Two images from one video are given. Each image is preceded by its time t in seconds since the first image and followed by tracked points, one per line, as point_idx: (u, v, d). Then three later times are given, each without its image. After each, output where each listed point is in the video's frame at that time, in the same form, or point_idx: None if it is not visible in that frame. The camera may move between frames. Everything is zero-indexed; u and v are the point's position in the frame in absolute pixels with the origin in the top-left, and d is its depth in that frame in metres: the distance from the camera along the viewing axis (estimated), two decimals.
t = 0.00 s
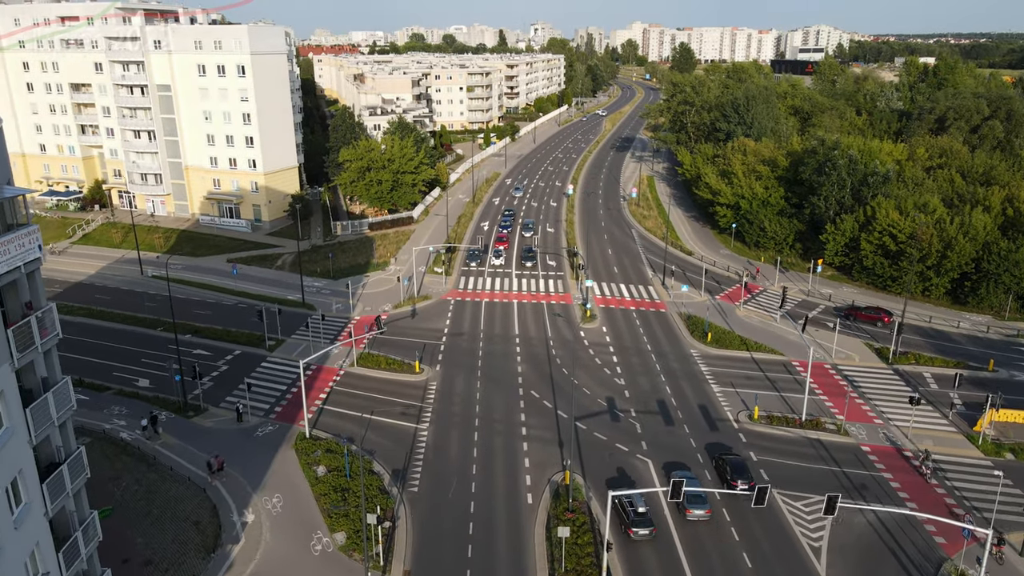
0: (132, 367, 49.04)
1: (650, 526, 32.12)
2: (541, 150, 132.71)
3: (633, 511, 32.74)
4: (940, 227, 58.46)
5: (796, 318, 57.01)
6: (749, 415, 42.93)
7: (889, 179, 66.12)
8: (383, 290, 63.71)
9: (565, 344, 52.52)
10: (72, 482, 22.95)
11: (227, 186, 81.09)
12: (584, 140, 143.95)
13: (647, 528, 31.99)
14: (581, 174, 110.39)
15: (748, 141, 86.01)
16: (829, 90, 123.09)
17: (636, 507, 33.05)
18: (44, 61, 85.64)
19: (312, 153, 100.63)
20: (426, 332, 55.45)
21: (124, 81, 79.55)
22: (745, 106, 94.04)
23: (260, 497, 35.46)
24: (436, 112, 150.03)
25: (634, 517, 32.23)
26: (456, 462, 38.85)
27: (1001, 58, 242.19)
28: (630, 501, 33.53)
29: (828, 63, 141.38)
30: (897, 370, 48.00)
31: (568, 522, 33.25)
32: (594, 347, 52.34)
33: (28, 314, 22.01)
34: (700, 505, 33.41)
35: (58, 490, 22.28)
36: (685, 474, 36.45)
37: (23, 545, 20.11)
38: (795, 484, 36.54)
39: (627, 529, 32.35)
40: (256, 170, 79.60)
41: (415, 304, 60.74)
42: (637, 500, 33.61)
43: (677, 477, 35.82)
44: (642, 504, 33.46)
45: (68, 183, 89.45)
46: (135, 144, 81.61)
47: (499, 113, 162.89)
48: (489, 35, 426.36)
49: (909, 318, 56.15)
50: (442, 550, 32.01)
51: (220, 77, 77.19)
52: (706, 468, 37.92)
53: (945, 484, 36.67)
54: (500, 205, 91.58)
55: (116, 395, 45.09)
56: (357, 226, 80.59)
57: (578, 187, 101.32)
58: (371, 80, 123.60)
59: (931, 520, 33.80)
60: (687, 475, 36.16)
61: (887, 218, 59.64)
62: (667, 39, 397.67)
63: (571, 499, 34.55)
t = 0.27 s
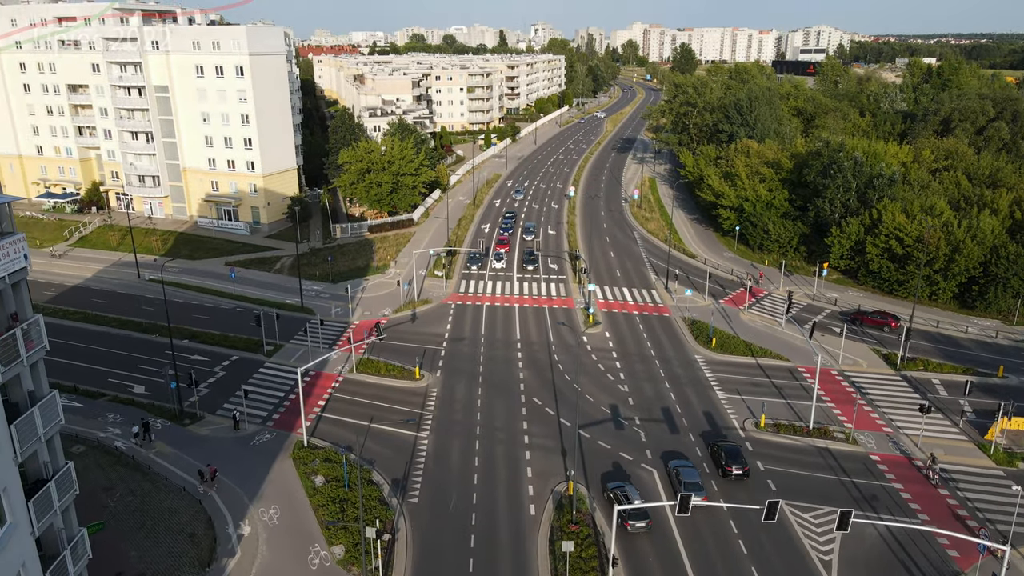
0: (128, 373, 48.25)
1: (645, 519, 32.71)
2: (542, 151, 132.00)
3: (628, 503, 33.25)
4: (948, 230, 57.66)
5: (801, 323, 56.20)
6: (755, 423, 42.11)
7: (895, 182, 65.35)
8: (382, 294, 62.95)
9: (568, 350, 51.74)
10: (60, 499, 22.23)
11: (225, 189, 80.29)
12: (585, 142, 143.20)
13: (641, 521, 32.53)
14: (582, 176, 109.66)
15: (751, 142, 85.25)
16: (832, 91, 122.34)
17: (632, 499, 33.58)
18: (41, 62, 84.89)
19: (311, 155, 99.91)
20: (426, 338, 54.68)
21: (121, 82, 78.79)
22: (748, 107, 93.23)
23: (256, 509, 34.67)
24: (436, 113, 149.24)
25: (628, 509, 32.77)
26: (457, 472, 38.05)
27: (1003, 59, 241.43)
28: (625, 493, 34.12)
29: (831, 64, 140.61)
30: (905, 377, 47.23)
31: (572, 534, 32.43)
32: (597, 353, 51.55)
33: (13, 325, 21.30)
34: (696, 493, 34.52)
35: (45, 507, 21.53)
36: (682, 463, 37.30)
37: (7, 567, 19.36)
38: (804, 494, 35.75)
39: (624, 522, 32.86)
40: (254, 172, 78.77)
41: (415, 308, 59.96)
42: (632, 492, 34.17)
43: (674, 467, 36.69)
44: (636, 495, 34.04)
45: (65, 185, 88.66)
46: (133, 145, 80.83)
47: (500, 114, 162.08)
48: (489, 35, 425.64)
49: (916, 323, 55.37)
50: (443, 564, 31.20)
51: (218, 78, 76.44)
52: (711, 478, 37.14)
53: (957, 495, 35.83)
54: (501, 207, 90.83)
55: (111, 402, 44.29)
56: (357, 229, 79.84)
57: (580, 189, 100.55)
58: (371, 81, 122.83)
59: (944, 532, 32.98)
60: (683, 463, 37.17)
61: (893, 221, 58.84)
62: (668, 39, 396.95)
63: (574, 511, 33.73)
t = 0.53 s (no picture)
0: (123, 379, 47.43)
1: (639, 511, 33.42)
2: (543, 152, 131.22)
3: (622, 498, 33.80)
4: (956, 233, 56.80)
5: (807, 327, 55.39)
6: (762, 431, 41.27)
7: (901, 184, 64.50)
8: (382, 298, 62.14)
9: (570, 356, 50.93)
10: (46, 517, 21.45)
11: (223, 190, 79.44)
12: (586, 142, 142.37)
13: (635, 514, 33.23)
14: (583, 177, 108.88)
15: (754, 144, 84.43)
16: (834, 92, 121.53)
17: (626, 492, 34.11)
18: (37, 62, 84.11)
19: (310, 156, 99.11)
20: (426, 343, 53.87)
21: (118, 83, 78.01)
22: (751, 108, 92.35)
23: (252, 521, 33.87)
24: (436, 114, 148.38)
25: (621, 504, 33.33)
26: (458, 482, 37.24)
27: (1005, 60, 240.62)
28: (618, 486, 34.67)
29: (833, 64, 139.80)
30: (914, 383, 46.43)
31: (575, 548, 31.61)
32: (600, 358, 50.74)
33: None
34: (692, 479, 35.66)
35: (31, 527, 20.74)
36: (679, 450, 38.13)
37: None
38: (813, 505, 34.95)
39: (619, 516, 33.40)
40: (252, 174, 77.88)
41: (415, 312, 59.16)
42: (625, 485, 34.70)
43: (672, 455, 37.54)
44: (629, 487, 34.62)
45: (61, 186, 87.83)
46: (130, 147, 80.02)
47: (500, 115, 161.24)
48: (489, 35, 424.86)
49: (924, 327, 54.57)
50: None
51: (216, 79, 75.63)
52: (718, 488, 36.36)
53: (969, 506, 35.00)
54: (502, 209, 90.05)
55: (105, 410, 43.47)
56: (356, 231, 79.05)
57: (581, 191, 99.74)
58: (370, 81, 122.00)
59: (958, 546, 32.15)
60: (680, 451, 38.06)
61: (900, 225, 58.00)
62: (668, 39, 396.22)
63: (578, 523, 32.92)
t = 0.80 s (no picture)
0: (117, 385, 46.63)
1: (633, 505, 33.93)
2: (544, 152, 130.42)
3: (615, 493, 34.33)
4: (964, 236, 55.97)
5: (813, 332, 54.57)
6: (769, 439, 40.43)
7: (907, 186, 63.66)
8: (382, 302, 61.33)
9: (572, 361, 50.12)
10: (31, 538, 20.71)
11: (221, 192, 78.60)
12: (587, 143, 141.51)
13: (629, 508, 33.77)
14: (585, 178, 108.07)
15: (758, 145, 83.63)
16: (837, 92, 120.70)
17: (618, 487, 34.64)
18: (34, 63, 83.31)
19: (310, 157, 98.33)
20: (426, 348, 53.06)
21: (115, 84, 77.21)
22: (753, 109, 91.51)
23: (248, 533, 33.04)
24: (436, 114, 147.56)
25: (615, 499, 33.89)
26: (458, 492, 36.41)
27: (1006, 59, 239.84)
28: (610, 481, 35.19)
29: (836, 64, 138.99)
30: (922, 390, 45.63)
31: (579, 562, 30.77)
32: (603, 364, 49.94)
33: None
34: (688, 466, 36.88)
35: (15, 548, 19.99)
36: (675, 439, 39.39)
37: None
38: (822, 517, 34.09)
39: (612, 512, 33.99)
40: (250, 176, 77.01)
41: (415, 316, 58.35)
42: (616, 480, 35.23)
43: (668, 444, 38.79)
44: (621, 481, 35.19)
45: (58, 188, 87.00)
46: (127, 148, 79.22)
47: (501, 115, 160.39)
48: (490, 35, 424.06)
49: (931, 333, 53.75)
50: None
51: (214, 80, 74.81)
52: (724, 499, 35.55)
53: (982, 518, 34.15)
54: (503, 211, 89.26)
55: (99, 417, 42.65)
56: (356, 233, 78.16)
57: (583, 192, 98.94)
58: (370, 82, 121.23)
59: (972, 560, 31.28)
60: (677, 440, 39.25)
61: (907, 228, 57.19)
62: (669, 40, 395.75)
63: (582, 536, 32.09)
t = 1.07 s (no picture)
0: (111, 392, 45.79)
1: (624, 499, 34.15)
2: (545, 153, 129.58)
3: (606, 488, 34.59)
4: (972, 240, 55.13)
5: (819, 338, 53.72)
6: (776, 448, 39.57)
7: (913, 188, 62.81)
8: (381, 306, 60.51)
9: (574, 368, 49.29)
10: (13, 561, 19.93)
11: (218, 194, 77.73)
12: (588, 144, 140.71)
13: (621, 502, 34.01)
14: (586, 180, 107.24)
15: (761, 146, 82.83)
16: (841, 93, 119.88)
17: (609, 482, 34.91)
18: (30, 63, 82.50)
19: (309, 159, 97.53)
20: (426, 353, 52.24)
21: (111, 85, 76.43)
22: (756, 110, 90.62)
23: (242, 547, 32.20)
24: (436, 115, 146.75)
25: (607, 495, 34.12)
26: (459, 504, 35.55)
27: (1007, 60, 239.06)
28: (601, 476, 35.49)
29: (838, 65, 138.16)
30: (932, 398, 44.78)
31: None
32: (606, 371, 49.09)
33: None
34: (684, 453, 38.00)
35: None
36: (672, 427, 40.54)
37: None
38: (831, 530, 33.22)
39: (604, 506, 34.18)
40: (248, 178, 76.10)
41: (415, 321, 57.54)
42: (607, 475, 35.53)
43: (665, 431, 39.96)
44: (612, 475, 35.51)
45: (54, 190, 86.18)
46: (124, 150, 78.40)
47: (501, 116, 159.60)
48: (490, 36, 423.30)
49: (940, 338, 52.91)
50: None
51: (211, 81, 73.96)
52: (731, 511, 34.69)
53: (996, 531, 33.27)
54: (503, 213, 88.49)
55: (92, 425, 41.82)
56: (355, 236, 77.18)
57: (584, 194, 98.16)
58: (370, 82, 120.48)
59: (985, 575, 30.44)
60: (673, 428, 40.41)
61: (914, 231, 56.35)
62: (670, 40, 395.43)
63: (586, 550, 31.20)
